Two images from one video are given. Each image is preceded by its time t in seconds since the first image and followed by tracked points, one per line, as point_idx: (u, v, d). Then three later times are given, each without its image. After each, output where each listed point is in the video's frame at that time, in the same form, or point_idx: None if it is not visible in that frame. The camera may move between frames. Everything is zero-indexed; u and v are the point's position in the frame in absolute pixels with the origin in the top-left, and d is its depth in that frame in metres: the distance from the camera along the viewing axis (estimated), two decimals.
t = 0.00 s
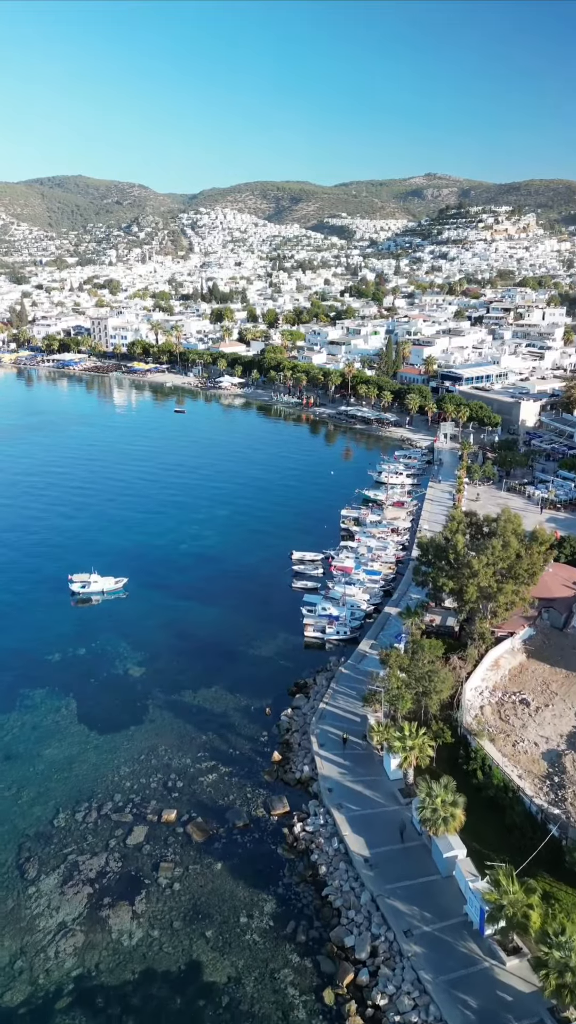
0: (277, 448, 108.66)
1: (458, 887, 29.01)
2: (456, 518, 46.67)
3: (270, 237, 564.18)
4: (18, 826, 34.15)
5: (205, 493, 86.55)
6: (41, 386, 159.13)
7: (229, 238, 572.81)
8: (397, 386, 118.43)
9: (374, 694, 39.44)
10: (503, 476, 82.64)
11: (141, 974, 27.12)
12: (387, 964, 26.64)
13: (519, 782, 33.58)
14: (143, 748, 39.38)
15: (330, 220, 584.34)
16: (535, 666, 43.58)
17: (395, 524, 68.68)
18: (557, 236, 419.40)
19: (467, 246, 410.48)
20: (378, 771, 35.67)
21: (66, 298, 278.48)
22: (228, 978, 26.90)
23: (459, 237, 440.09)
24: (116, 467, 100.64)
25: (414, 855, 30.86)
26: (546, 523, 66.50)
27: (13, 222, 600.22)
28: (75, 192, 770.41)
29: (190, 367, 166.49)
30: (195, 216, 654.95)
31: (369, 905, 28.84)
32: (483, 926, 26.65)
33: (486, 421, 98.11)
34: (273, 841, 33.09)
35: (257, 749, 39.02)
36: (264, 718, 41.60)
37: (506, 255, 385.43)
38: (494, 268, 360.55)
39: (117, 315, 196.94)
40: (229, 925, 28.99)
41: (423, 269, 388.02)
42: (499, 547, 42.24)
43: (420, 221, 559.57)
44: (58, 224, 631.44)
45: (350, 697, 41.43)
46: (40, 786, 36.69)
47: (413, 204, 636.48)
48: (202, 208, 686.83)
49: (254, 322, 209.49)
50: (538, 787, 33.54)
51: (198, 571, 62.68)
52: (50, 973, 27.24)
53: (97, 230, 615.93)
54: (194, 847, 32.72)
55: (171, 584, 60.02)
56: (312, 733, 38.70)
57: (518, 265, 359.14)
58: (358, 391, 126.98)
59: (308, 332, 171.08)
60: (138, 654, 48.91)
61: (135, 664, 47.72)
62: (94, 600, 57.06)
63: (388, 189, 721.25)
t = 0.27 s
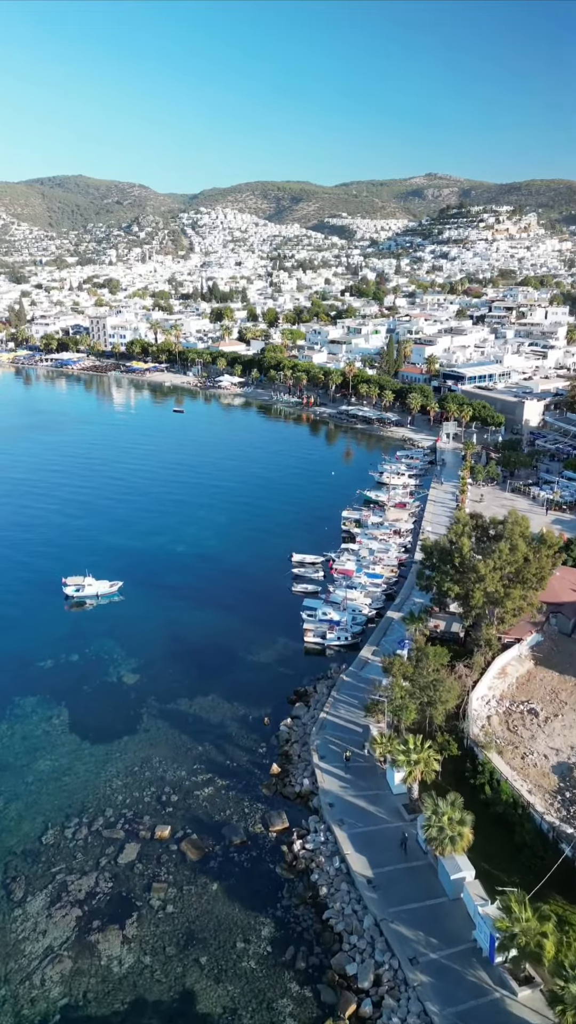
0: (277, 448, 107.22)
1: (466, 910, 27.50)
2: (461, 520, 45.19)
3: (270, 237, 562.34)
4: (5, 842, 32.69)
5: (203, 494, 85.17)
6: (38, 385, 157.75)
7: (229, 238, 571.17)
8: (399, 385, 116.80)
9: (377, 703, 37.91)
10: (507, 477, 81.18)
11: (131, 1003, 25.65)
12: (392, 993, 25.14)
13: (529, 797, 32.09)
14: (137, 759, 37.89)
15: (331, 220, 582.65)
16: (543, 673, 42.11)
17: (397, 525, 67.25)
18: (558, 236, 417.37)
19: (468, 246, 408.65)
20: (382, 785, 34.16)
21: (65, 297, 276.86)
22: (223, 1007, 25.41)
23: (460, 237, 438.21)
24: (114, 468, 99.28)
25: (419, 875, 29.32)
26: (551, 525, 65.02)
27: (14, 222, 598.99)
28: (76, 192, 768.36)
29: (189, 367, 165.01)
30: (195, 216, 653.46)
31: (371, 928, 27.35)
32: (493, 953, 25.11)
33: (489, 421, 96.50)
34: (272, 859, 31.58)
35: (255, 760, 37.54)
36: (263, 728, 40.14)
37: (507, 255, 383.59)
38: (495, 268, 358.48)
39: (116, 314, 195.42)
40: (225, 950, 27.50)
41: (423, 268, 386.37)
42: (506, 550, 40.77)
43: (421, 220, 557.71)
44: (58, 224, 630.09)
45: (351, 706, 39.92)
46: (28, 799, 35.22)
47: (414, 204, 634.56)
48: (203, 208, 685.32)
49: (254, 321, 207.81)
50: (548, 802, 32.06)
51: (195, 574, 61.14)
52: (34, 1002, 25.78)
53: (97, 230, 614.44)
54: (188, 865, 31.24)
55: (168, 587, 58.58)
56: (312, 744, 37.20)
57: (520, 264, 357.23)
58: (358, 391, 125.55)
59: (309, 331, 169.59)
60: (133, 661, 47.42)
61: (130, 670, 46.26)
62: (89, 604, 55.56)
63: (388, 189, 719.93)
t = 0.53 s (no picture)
0: (277, 448, 105.79)
1: (475, 935, 26.06)
2: (467, 522, 43.81)
3: (270, 237, 560.49)
4: None
5: (201, 495, 83.81)
6: (36, 384, 156.36)
7: (229, 238, 569.51)
8: (400, 385, 115.25)
9: (380, 713, 36.46)
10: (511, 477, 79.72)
11: None
12: None
13: (539, 813, 30.67)
14: (130, 771, 36.50)
15: (331, 220, 580.80)
16: (551, 681, 40.69)
17: (399, 527, 65.83)
18: (559, 236, 415.26)
19: (469, 246, 406.77)
20: (385, 799, 32.71)
21: (64, 295, 275.76)
22: None
23: (461, 237, 436.29)
24: (112, 468, 97.94)
25: (425, 896, 27.87)
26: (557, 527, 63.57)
27: (14, 221, 597.33)
28: (76, 191, 766.62)
29: (188, 366, 163.47)
30: (195, 215, 651.96)
31: (375, 953, 25.91)
32: (504, 982, 23.63)
33: (492, 421, 94.97)
34: (270, 878, 30.17)
35: (253, 772, 36.13)
36: (261, 738, 38.74)
37: (508, 254, 381.57)
38: (496, 268, 356.44)
39: (115, 313, 193.98)
40: (220, 977, 26.10)
41: (424, 268, 384.58)
42: (513, 554, 39.33)
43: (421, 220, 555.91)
44: (58, 223, 628.60)
45: (353, 716, 38.49)
46: (17, 813, 33.83)
47: (415, 203, 632.65)
48: (203, 208, 683.80)
49: (254, 320, 206.21)
50: (559, 819, 30.64)
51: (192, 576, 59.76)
52: None
53: (97, 230, 612.77)
54: (182, 885, 29.83)
55: (165, 590, 57.20)
56: (312, 755, 35.79)
57: (521, 264, 355.20)
58: (359, 390, 124.08)
59: (309, 330, 168.04)
60: (127, 667, 46.03)
61: (125, 677, 44.85)
62: (83, 607, 54.16)
63: (389, 188, 717.79)
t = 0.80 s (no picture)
0: (278, 448, 104.50)
1: (484, 959, 24.64)
2: (472, 524, 42.52)
3: (271, 236, 558.94)
4: None
5: (200, 495, 82.57)
6: (35, 383, 155.10)
7: (230, 238, 568.21)
8: (402, 384, 113.87)
9: (383, 723, 35.09)
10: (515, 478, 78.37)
11: None
12: None
13: (551, 829, 29.32)
14: (125, 783, 35.17)
15: (332, 220, 579.29)
16: (561, 688, 39.35)
17: (402, 528, 64.52)
18: (560, 236, 413.45)
19: (470, 246, 405.12)
20: (389, 814, 31.37)
21: (64, 295, 274.36)
22: None
23: (462, 236, 434.69)
24: (109, 467, 96.69)
25: (432, 917, 26.50)
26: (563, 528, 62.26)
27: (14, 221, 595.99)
28: (76, 191, 765.01)
29: (188, 365, 162.12)
30: (196, 215, 650.77)
31: (379, 980, 24.53)
32: (515, 1013, 22.19)
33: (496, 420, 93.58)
34: (268, 898, 28.84)
35: (252, 785, 34.80)
36: (260, 749, 37.39)
37: (509, 254, 379.83)
38: (498, 268, 354.74)
39: (114, 311, 192.67)
40: (216, 1006, 24.73)
41: (425, 267, 383.03)
42: (522, 557, 37.98)
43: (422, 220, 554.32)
44: (58, 223, 627.34)
45: (356, 725, 37.19)
46: (5, 828, 32.48)
47: (415, 203, 630.70)
48: (203, 207, 682.58)
49: (254, 320, 204.94)
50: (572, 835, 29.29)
51: (190, 578, 58.49)
52: None
53: (98, 230, 611.76)
54: (177, 906, 28.49)
55: (163, 592, 55.93)
56: (314, 767, 34.45)
57: (522, 264, 353.52)
58: (361, 390, 122.75)
59: (310, 328, 166.69)
60: (123, 673, 44.70)
61: (120, 683, 43.51)
62: (78, 611, 52.80)
63: (390, 188, 715.97)
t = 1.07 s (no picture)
0: (278, 447, 103.21)
1: (492, 985, 23.26)
2: (478, 526, 41.29)
3: (271, 236, 557.67)
4: None
5: (198, 495, 81.39)
6: (33, 383, 153.87)
7: (230, 238, 566.77)
8: (404, 383, 112.49)
9: (386, 733, 33.79)
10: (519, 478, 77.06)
11: None
12: None
13: (563, 845, 28.02)
14: (118, 795, 33.91)
15: (332, 220, 577.71)
16: (569, 696, 38.07)
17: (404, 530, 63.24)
18: (562, 236, 411.42)
19: (471, 246, 403.39)
20: (393, 828, 30.09)
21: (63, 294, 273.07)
22: None
23: (463, 236, 432.94)
24: (107, 467, 95.44)
25: (438, 938, 25.19)
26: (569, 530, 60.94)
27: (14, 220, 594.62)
28: (77, 191, 763.51)
29: (187, 364, 160.82)
30: (196, 214, 649.58)
31: (382, 1006, 23.25)
32: None
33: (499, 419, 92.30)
34: (267, 918, 27.59)
35: (250, 797, 33.55)
36: (259, 758, 36.14)
37: (510, 253, 378.03)
38: (499, 267, 352.93)
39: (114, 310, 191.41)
40: None
41: (426, 266, 381.36)
42: (529, 560, 36.71)
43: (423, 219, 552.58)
44: (58, 223, 626.22)
45: (358, 734, 35.93)
46: None
47: (416, 203, 629.23)
48: (204, 207, 681.30)
49: (254, 319, 203.68)
50: None
51: (188, 581, 57.28)
52: None
53: (98, 229, 610.52)
54: (171, 926, 27.23)
55: (160, 595, 54.75)
56: (314, 778, 33.18)
57: (524, 263, 351.79)
58: (362, 388, 121.45)
59: (311, 327, 165.36)
60: (118, 679, 43.43)
61: (115, 689, 42.30)
62: (73, 615, 51.53)
63: (390, 188, 714.15)
